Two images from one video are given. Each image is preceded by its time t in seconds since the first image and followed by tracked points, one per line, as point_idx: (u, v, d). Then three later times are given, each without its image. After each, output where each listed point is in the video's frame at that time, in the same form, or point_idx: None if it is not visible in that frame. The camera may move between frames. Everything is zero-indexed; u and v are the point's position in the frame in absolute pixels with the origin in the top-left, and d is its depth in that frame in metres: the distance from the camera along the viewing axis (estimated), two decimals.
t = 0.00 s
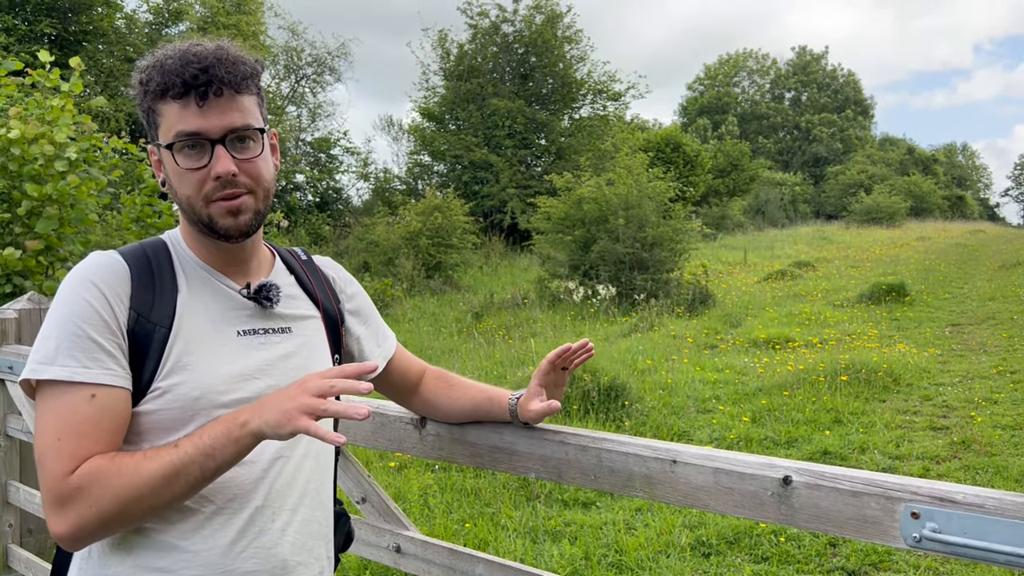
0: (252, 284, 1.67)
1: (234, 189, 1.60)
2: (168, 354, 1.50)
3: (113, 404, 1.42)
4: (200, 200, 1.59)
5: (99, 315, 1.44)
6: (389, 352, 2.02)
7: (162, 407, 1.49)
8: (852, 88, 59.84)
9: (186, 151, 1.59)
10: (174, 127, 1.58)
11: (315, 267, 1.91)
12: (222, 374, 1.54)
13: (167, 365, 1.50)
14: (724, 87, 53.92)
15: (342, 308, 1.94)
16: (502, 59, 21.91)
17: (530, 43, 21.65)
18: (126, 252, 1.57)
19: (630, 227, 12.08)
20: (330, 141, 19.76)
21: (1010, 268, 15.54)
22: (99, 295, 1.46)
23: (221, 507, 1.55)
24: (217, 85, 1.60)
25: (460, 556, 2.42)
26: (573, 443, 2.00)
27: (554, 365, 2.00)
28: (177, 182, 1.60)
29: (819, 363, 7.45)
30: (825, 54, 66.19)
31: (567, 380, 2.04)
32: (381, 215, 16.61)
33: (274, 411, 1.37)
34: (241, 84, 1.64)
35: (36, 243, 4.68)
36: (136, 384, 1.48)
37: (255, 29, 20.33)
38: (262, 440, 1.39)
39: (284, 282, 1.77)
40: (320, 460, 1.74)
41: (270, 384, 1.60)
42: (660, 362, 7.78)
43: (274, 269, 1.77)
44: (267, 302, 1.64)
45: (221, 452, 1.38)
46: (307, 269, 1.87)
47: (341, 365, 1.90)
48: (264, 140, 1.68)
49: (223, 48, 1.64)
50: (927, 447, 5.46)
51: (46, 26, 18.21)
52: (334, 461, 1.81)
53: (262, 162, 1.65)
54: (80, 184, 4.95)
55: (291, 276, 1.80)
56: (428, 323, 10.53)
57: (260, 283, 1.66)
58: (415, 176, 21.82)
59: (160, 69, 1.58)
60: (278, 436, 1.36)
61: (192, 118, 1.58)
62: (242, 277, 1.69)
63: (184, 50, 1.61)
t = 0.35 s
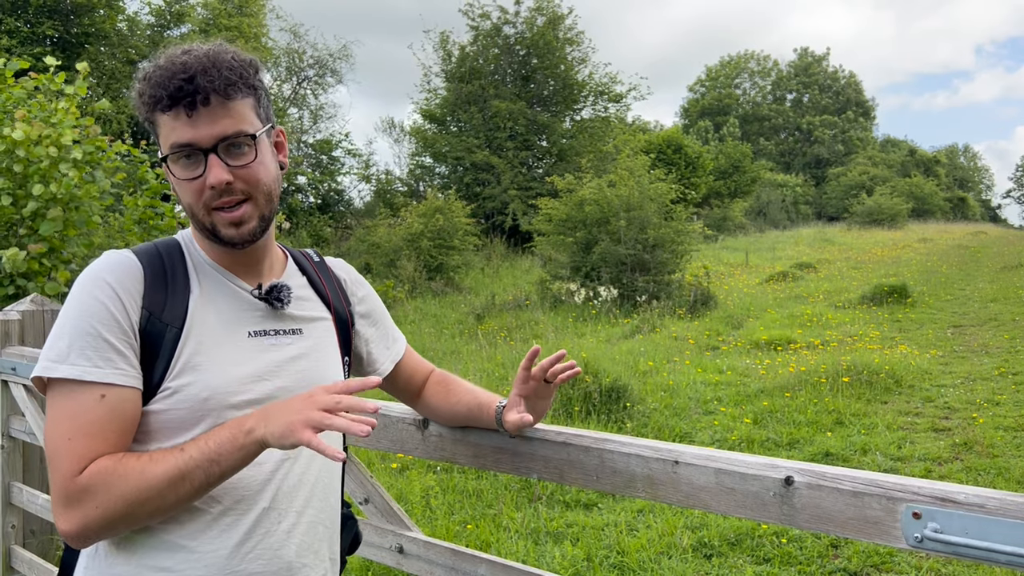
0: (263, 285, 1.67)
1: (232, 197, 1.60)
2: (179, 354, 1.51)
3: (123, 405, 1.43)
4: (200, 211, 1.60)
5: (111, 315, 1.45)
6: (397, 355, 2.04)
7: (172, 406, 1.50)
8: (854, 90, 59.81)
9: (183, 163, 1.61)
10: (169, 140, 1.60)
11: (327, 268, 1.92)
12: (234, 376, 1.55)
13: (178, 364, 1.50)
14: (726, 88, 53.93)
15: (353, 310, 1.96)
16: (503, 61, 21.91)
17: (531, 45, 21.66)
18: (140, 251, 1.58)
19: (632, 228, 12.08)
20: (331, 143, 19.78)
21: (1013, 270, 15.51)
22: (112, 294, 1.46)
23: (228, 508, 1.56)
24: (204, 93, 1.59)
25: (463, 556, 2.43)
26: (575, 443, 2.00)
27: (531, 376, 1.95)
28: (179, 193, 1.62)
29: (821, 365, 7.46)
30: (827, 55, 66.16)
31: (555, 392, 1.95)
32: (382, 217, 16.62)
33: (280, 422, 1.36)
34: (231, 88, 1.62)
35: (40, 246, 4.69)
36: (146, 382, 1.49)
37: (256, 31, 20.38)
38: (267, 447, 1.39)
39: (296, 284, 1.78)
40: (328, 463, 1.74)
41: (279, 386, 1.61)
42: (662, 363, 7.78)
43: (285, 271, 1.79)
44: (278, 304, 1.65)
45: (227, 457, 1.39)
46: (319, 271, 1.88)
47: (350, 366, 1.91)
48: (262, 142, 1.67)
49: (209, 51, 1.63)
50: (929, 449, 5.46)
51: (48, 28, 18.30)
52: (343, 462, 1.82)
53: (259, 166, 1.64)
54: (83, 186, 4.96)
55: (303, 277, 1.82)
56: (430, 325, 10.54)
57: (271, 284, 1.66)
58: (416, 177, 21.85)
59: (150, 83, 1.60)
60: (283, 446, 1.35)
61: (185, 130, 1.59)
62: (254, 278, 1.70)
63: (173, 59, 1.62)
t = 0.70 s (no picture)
0: (265, 286, 1.68)
1: (235, 195, 1.60)
2: (180, 357, 1.51)
3: (125, 410, 1.44)
4: (203, 208, 1.61)
5: (111, 320, 1.45)
6: (401, 356, 2.04)
7: (174, 409, 1.51)
8: (856, 91, 59.79)
9: (187, 159, 1.61)
10: (174, 136, 1.61)
11: (332, 268, 1.92)
12: (235, 378, 1.56)
13: (179, 367, 1.51)
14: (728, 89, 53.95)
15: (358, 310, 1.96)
16: (505, 62, 21.94)
17: (534, 46, 21.66)
18: (141, 255, 1.59)
19: (634, 230, 12.08)
20: (333, 144, 19.82)
21: (1015, 271, 15.50)
22: (112, 299, 1.47)
23: (229, 508, 1.56)
24: (211, 90, 1.60)
25: (465, 557, 2.43)
26: (577, 444, 2.01)
27: (530, 378, 1.96)
28: (183, 190, 1.63)
29: (823, 366, 7.46)
30: (829, 56, 66.07)
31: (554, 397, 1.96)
32: (385, 219, 16.65)
33: (274, 425, 1.36)
34: (237, 87, 1.63)
35: (42, 246, 4.71)
36: (148, 387, 1.49)
37: (258, 33, 20.43)
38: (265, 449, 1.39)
39: (300, 285, 1.79)
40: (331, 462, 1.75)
41: (280, 387, 1.61)
42: (664, 364, 7.79)
43: (289, 272, 1.79)
44: (279, 305, 1.65)
45: (225, 461, 1.39)
46: (324, 271, 1.89)
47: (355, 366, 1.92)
48: (267, 141, 1.67)
49: (218, 50, 1.64)
50: (932, 450, 5.45)
51: (51, 30, 18.41)
52: (347, 461, 1.83)
53: (263, 165, 1.64)
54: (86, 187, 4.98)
55: (308, 278, 1.82)
56: (432, 326, 10.56)
57: (273, 286, 1.66)
58: (418, 178, 21.88)
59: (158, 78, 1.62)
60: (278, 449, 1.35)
61: (191, 125, 1.60)
62: (256, 280, 1.70)
63: (180, 57, 1.63)
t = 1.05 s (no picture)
0: (265, 287, 1.68)
1: (235, 187, 1.60)
2: (181, 357, 1.52)
3: (126, 413, 1.45)
4: (205, 202, 1.60)
5: (111, 323, 1.46)
6: (405, 356, 2.04)
7: (175, 410, 1.51)
8: (859, 91, 59.72)
9: (189, 154, 1.62)
10: (176, 131, 1.63)
11: (334, 267, 1.93)
12: (235, 379, 1.56)
13: (179, 369, 1.51)
14: (730, 90, 53.89)
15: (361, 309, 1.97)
16: (507, 63, 21.96)
17: (536, 47, 21.68)
18: (142, 258, 1.60)
19: (636, 230, 12.08)
20: (336, 145, 19.84)
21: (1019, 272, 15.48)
22: (111, 302, 1.47)
23: (231, 508, 1.57)
24: (212, 85, 1.62)
25: (468, 558, 2.43)
26: (579, 444, 2.01)
27: (531, 379, 1.96)
28: (183, 185, 1.63)
29: (826, 367, 7.47)
30: (833, 56, 65.99)
31: (555, 400, 1.96)
32: (387, 220, 16.67)
33: (273, 425, 1.36)
34: (237, 82, 1.65)
35: (45, 247, 4.72)
36: (149, 388, 1.50)
37: (261, 34, 20.47)
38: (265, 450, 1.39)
39: (302, 284, 1.79)
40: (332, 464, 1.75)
41: (281, 388, 1.62)
42: (666, 365, 7.79)
43: (290, 272, 1.78)
44: (279, 306, 1.65)
45: (225, 463, 1.40)
46: (326, 270, 1.89)
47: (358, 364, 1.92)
48: (267, 137, 1.68)
49: (219, 48, 1.67)
50: (935, 450, 5.45)
51: (54, 31, 18.49)
52: (349, 461, 1.83)
53: (262, 160, 1.64)
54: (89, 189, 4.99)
55: (310, 277, 1.82)
56: (435, 326, 10.57)
57: (273, 287, 1.66)
58: (421, 179, 21.90)
59: (158, 76, 1.64)
60: (277, 449, 1.36)
61: (191, 119, 1.62)
62: (257, 281, 1.70)
63: (182, 54, 1.66)
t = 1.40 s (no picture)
0: (269, 287, 1.68)
1: (237, 181, 1.61)
2: (185, 358, 1.52)
3: (131, 414, 1.45)
4: (206, 196, 1.61)
5: (115, 325, 1.46)
6: (408, 355, 2.04)
7: (179, 410, 1.52)
8: (862, 91, 59.65)
9: (191, 148, 1.63)
10: (179, 125, 1.63)
11: (337, 267, 1.93)
12: (239, 379, 1.56)
13: (183, 370, 1.52)
14: (732, 90, 53.85)
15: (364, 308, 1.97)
16: (509, 63, 21.97)
17: (538, 47, 21.69)
18: (146, 259, 1.60)
19: (638, 231, 12.07)
20: (338, 146, 19.86)
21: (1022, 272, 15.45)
22: (116, 303, 1.48)
23: (235, 507, 1.57)
24: (215, 79, 1.64)
25: (470, 558, 2.43)
26: (582, 445, 2.01)
27: (534, 380, 1.96)
28: (185, 180, 1.63)
29: (828, 367, 7.46)
30: (835, 56, 65.95)
31: (557, 402, 1.97)
32: (389, 220, 16.69)
33: (276, 428, 1.37)
34: (239, 77, 1.66)
35: (48, 249, 4.73)
36: (153, 389, 1.50)
37: (264, 34, 20.49)
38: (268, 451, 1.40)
39: (305, 284, 1.79)
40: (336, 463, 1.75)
41: (285, 388, 1.62)
42: (669, 365, 7.78)
43: (293, 273, 1.78)
44: (283, 307, 1.65)
45: (229, 464, 1.40)
46: (329, 270, 1.89)
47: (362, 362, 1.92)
48: (269, 132, 1.69)
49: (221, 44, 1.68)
50: (938, 451, 5.44)
51: (57, 32, 18.55)
52: (352, 460, 1.83)
53: (264, 154, 1.65)
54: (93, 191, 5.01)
55: (313, 277, 1.83)
56: (437, 326, 10.59)
57: (277, 287, 1.67)
58: (423, 179, 21.90)
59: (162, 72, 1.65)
60: (281, 451, 1.36)
61: (194, 113, 1.63)
62: (261, 281, 1.70)
63: (185, 52, 1.67)
